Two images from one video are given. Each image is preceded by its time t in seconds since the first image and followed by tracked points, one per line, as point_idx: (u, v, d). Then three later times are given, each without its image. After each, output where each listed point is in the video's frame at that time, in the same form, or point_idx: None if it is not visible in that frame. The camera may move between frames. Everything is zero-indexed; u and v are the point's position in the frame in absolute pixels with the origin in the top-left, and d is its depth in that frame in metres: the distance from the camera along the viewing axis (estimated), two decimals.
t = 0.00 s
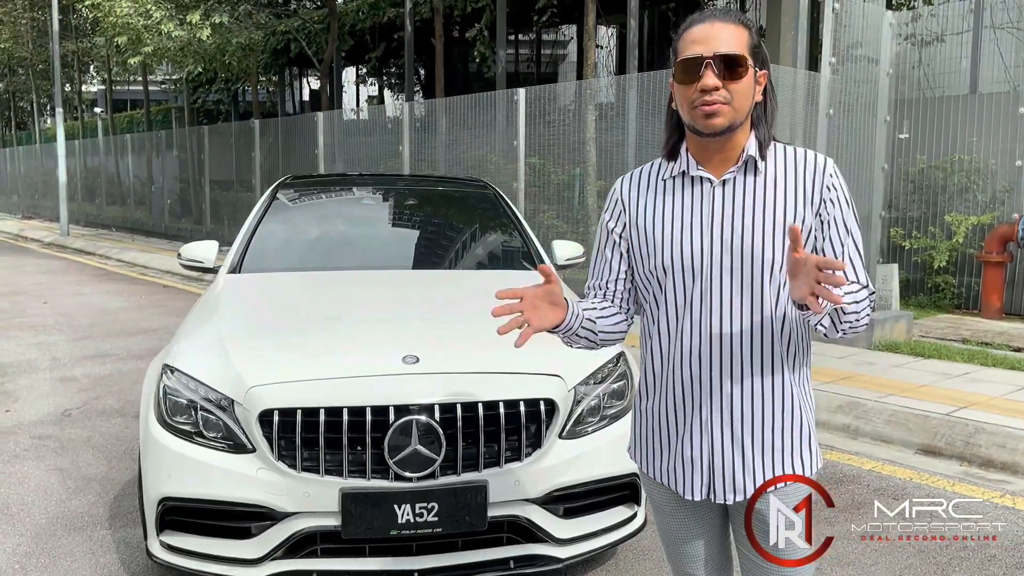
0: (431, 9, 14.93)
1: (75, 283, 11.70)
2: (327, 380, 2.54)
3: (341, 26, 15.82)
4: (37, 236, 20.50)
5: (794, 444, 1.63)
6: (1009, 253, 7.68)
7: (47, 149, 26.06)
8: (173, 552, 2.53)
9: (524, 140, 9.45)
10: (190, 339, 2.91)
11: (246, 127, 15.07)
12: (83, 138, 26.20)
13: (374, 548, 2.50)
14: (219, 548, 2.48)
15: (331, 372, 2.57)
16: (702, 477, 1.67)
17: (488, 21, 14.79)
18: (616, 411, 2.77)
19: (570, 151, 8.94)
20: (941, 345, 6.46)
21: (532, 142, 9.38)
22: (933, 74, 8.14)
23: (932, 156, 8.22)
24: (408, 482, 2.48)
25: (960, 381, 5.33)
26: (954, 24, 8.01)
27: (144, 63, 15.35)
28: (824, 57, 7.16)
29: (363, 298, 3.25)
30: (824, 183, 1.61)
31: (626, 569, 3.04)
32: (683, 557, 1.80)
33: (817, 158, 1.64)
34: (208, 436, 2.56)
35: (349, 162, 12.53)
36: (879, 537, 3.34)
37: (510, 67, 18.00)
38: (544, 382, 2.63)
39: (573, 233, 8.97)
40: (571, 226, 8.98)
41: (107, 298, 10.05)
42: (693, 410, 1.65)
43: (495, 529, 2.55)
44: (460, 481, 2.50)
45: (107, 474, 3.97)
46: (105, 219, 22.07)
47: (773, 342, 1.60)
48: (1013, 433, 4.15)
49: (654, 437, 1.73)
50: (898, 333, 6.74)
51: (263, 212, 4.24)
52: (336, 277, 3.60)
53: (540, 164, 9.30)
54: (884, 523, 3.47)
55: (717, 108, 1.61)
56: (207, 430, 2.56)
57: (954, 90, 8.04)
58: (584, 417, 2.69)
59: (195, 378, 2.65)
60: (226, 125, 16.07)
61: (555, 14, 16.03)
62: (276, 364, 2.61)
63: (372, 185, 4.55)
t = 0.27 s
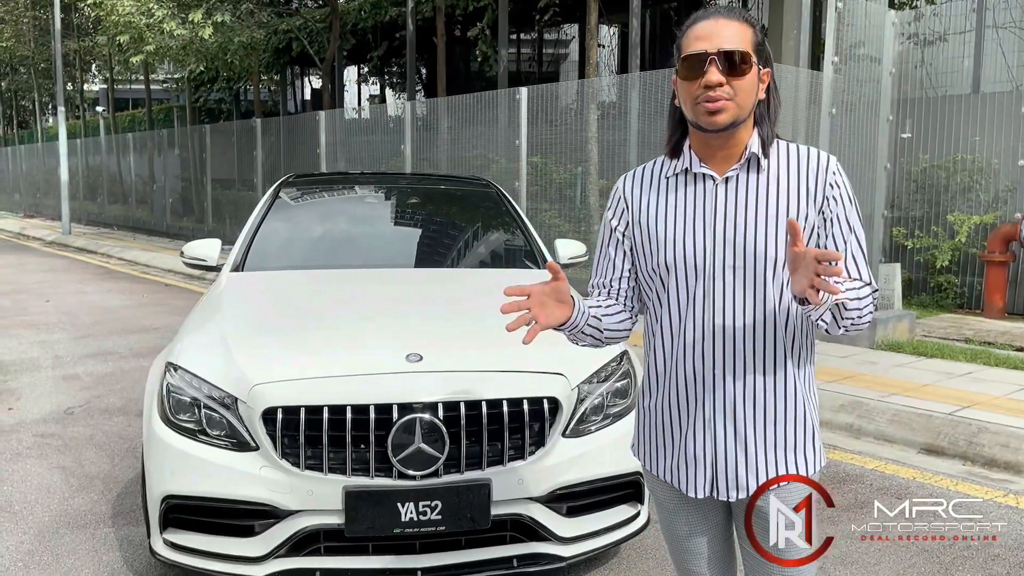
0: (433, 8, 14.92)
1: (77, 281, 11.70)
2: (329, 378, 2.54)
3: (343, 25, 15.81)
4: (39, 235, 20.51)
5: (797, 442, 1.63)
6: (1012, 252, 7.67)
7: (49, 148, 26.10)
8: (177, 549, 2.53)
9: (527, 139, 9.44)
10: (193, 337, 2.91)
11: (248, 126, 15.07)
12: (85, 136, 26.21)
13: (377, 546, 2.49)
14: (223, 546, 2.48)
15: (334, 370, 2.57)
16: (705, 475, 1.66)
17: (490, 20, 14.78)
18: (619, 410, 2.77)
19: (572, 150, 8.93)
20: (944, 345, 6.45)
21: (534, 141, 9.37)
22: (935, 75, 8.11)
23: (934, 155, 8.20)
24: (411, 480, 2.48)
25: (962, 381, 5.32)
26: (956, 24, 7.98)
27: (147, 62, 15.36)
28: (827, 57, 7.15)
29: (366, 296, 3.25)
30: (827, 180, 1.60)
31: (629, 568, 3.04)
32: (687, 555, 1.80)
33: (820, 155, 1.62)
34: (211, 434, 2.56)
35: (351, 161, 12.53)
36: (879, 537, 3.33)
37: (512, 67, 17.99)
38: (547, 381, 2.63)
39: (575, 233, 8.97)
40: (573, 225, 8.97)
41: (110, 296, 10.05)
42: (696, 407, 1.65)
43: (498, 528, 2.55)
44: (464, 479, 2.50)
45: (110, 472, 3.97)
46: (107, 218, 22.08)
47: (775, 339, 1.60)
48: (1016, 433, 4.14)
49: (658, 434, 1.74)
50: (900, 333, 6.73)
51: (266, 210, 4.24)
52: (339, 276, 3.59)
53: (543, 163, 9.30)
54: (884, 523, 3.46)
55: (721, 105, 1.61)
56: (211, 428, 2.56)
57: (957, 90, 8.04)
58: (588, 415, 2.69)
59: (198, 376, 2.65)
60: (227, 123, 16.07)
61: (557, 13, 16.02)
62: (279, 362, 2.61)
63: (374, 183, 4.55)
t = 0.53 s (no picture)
0: (435, 7, 14.92)
1: (79, 280, 11.70)
2: (332, 377, 2.54)
3: (344, 24, 15.81)
4: (40, 234, 20.50)
5: (803, 440, 1.62)
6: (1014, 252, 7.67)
7: (51, 147, 26.09)
8: (179, 548, 2.53)
9: (528, 139, 9.44)
10: (196, 336, 2.91)
11: (249, 125, 15.08)
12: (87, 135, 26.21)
13: (380, 545, 2.49)
14: (225, 545, 2.48)
15: (337, 369, 2.57)
16: (712, 473, 1.66)
17: (492, 20, 14.78)
18: (621, 409, 2.77)
19: (574, 150, 8.92)
20: (945, 345, 6.45)
21: (535, 140, 9.37)
22: (937, 74, 8.17)
23: (936, 155, 8.19)
24: (414, 480, 2.48)
25: (965, 381, 5.31)
26: (960, 24, 8.15)
27: (148, 61, 15.36)
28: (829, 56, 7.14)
29: (367, 295, 3.25)
30: (831, 178, 1.59)
31: (631, 568, 3.04)
32: (692, 554, 1.80)
33: (823, 151, 1.62)
34: (214, 433, 2.56)
35: (353, 161, 12.52)
36: (879, 536, 3.33)
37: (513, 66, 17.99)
38: (550, 380, 2.63)
39: (576, 232, 8.96)
40: (574, 224, 8.97)
41: (111, 295, 10.05)
42: (701, 406, 1.65)
43: (501, 527, 2.55)
44: (466, 479, 2.49)
45: (112, 471, 3.97)
46: (109, 217, 22.09)
47: (780, 337, 1.59)
48: (1018, 433, 4.14)
49: (664, 433, 1.73)
50: (902, 333, 6.73)
51: (268, 209, 4.24)
52: (342, 275, 3.59)
53: (544, 162, 9.29)
54: (884, 523, 3.45)
55: (724, 104, 1.61)
56: (214, 426, 2.56)
57: (958, 89, 8.04)
58: (591, 414, 2.68)
59: (201, 375, 2.65)
60: (229, 123, 16.08)
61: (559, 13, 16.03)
62: (282, 360, 2.61)
63: (376, 182, 4.55)
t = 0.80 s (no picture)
0: (436, 7, 14.91)
1: (80, 280, 11.70)
2: (333, 377, 2.54)
3: (345, 24, 15.81)
4: (41, 233, 20.50)
5: (809, 439, 1.62)
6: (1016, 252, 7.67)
7: (52, 146, 26.08)
8: (180, 548, 2.52)
9: (529, 138, 9.43)
10: (197, 336, 2.90)
11: (250, 125, 15.08)
12: (88, 134, 26.21)
13: (381, 546, 2.48)
14: (226, 545, 2.48)
15: (339, 369, 2.57)
16: (719, 473, 1.66)
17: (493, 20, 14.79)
18: (623, 409, 2.77)
19: (574, 149, 8.92)
20: (947, 345, 6.45)
21: (537, 140, 9.36)
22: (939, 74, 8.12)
23: (938, 155, 8.18)
24: (416, 480, 2.48)
25: (966, 381, 5.31)
26: (960, 24, 8.03)
27: (149, 60, 15.35)
28: (830, 56, 7.13)
29: (369, 296, 3.24)
30: (835, 175, 1.59)
31: (632, 568, 3.03)
32: (699, 553, 1.79)
33: (828, 151, 1.62)
34: (215, 433, 2.55)
35: (354, 160, 12.52)
36: (879, 537, 3.33)
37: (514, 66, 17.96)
38: (552, 379, 2.62)
39: (577, 232, 8.96)
40: (575, 224, 8.96)
41: (112, 295, 10.05)
42: (708, 405, 1.65)
43: (502, 527, 2.55)
44: (468, 479, 2.49)
45: (113, 470, 3.97)
46: (110, 216, 22.10)
47: (785, 337, 1.59)
48: (1019, 433, 4.13)
49: (670, 434, 1.73)
50: (903, 333, 6.73)
51: (269, 209, 4.24)
52: (344, 275, 3.59)
53: (545, 162, 9.29)
54: (884, 523, 3.45)
55: (725, 109, 1.59)
56: (215, 426, 2.56)
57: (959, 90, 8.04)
58: (592, 415, 2.68)
59: (202, 375, 2.64)
60: (230, 122, 16.08)
61: (560, 12, 16.02)
62: (282, 361, 2.61)
63: (377, 182, 4.56)
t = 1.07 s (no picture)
0: (437, 6, 14.91)
1: (81, 279, 11.71)
2: (335, 377, 2.53)
3: (346, 23, 15.81)
4: (42, 232, 20.50)
5: (815, 440, 1.62)
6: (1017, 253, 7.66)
7: (53, 145, 26.07)
8: (180, 548, 2.52)
9: (530, 138, 9.43)
10: (198, 335, 2.90)
11: (251, 124, 15.08)
12: (89, 134, 26.22)
13: (381, 545, 2.48)
14: (226, 544, 2.48)
15: (340, 369, 2.56)
16: (725, 474, 1.66)
17: (494, 19, 14.79)
18: (624, 409, 2.76)
19: (575, 149, 8.91)
20: (948, 345, 6.44)
21: (537, 140, 9.35)
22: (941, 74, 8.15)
23: (939, 155, 8.17)
24: (416, 479, 2.47)
25: (966, 381, 5.30)
26: (961, 24, 8.04)
27: (149, 59, 15.35)
28: (831, 56, 7.12)
29: (370, 296, 3.23)
30: (843, 179, 1.59)
31: (633, 568, 3.03)
32: (701, 552, 1.79)
33: (836, 152, 1.62)
34: (215, 433, 2.55)
35: (354, 160, 12.52)
36: (880, 537, 3.32)
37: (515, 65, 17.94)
38: (553, 379, 2.62)
39: (578, 232, 8.95)
40: (576, 224, 8.96)
41: (112, 294, 10.04)
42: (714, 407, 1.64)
43: (502, 527, 2.54)
44: (468, 479, 2.49)
45: (113, 470, 3.97)
46: (111, 216, 22.10)
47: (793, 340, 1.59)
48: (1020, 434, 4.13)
49: (675, 434, 1.72)
50: (904, 333, 6.72)
51: (269, 209, 4.24)
52: (345, 274, 3.58)
53: (545, 162, 9.28)
54: (884, 523, 3.45)
55: (735, 112, 1.59)
56: (215, 426, 2.56)
57: (959, 89, 8.05)
58: (593, 414, 2.68)
59: (202, 375, 2.64)
60: (230, 121, 16.07)
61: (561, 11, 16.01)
62: (283, 360, 2.61)
63: (377, 181, 4.55)
